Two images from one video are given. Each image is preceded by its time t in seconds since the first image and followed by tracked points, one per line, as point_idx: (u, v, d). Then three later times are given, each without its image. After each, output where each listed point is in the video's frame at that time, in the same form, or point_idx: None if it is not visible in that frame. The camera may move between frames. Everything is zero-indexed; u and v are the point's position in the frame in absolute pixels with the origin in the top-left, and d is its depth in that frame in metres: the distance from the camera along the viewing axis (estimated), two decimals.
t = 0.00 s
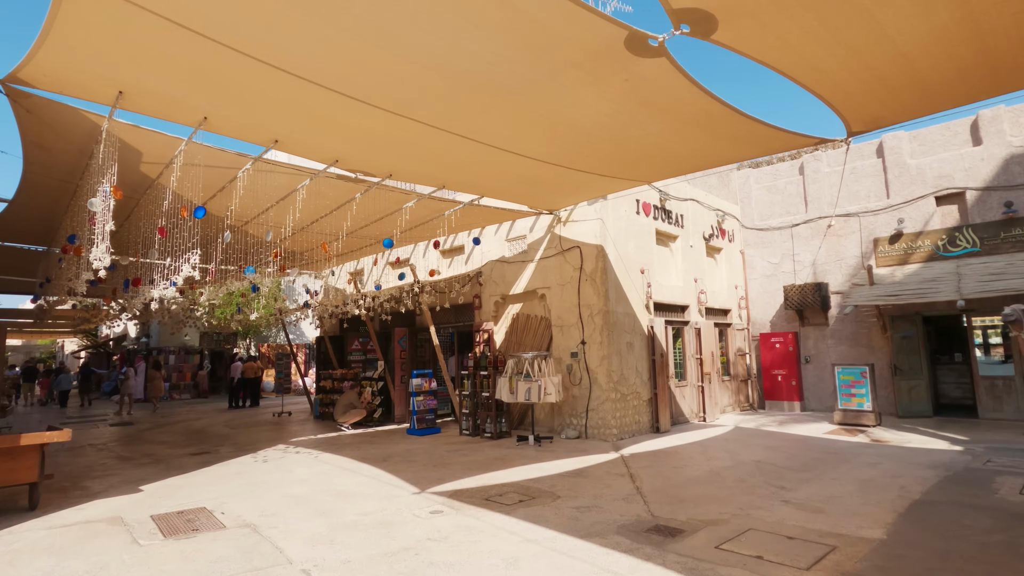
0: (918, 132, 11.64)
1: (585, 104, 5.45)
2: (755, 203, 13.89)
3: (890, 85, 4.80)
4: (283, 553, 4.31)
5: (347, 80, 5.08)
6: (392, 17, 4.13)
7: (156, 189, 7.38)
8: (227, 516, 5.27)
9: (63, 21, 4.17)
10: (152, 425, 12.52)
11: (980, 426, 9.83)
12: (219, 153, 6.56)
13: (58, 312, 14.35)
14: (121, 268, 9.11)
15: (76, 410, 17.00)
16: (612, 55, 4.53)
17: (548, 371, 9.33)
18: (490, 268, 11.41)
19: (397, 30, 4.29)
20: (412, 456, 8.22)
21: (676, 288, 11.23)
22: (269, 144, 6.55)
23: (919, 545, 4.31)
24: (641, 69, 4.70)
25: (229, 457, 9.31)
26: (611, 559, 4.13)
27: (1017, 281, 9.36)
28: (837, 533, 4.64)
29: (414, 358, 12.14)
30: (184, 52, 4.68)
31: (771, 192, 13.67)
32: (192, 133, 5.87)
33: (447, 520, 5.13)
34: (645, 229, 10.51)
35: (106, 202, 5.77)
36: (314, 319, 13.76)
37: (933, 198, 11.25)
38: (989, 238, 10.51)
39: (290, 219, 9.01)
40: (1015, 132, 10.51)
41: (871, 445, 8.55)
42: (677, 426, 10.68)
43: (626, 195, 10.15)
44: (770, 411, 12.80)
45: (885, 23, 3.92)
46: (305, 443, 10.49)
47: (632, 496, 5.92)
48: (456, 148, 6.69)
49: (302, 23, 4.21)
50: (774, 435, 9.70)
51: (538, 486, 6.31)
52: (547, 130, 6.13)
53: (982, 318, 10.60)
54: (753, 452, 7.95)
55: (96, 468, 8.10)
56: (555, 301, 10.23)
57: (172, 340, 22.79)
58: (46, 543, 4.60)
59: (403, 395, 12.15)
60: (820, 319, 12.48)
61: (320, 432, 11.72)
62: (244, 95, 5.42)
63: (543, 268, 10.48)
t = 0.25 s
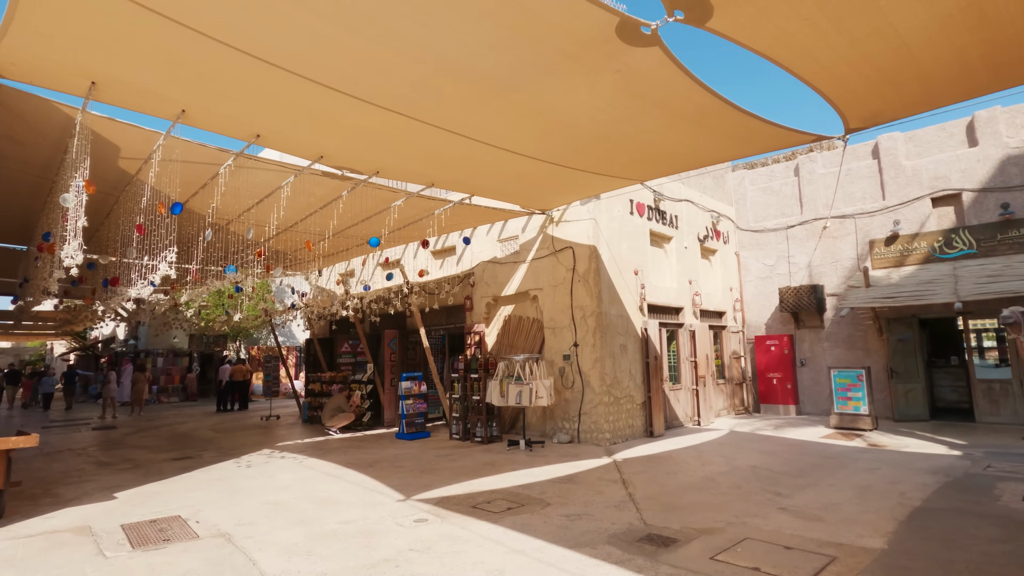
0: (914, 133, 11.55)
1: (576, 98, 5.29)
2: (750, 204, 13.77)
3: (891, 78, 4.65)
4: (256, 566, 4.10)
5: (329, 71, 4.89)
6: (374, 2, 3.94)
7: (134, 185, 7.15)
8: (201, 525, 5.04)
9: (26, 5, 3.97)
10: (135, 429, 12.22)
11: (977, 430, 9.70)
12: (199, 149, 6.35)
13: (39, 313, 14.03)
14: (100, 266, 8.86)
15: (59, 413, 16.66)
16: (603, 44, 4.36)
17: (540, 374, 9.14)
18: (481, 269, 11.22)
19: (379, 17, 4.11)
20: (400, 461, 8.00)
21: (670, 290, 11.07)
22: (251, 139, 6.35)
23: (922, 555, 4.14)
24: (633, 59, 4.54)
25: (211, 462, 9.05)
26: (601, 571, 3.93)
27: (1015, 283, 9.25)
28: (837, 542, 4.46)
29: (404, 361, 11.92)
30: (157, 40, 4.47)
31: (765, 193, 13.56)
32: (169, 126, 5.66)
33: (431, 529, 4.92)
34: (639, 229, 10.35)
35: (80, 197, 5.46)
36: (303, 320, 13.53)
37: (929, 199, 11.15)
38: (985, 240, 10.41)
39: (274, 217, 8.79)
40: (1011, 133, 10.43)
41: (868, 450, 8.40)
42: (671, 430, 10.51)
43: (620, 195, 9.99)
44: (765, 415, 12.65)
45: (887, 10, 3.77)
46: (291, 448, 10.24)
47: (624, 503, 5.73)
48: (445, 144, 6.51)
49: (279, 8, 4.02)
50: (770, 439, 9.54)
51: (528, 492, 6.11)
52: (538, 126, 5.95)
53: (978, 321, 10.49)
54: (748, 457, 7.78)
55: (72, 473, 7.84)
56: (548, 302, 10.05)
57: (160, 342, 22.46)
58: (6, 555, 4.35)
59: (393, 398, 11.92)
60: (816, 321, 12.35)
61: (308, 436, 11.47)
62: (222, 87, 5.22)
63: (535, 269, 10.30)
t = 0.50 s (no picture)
0: (897, 137, 11.57)
1: (557, 93, 5.11)
2: (735, 207, 13.73)
3: (878, 76, 4.54)
4: None
5: (298, 61, 4.66)
6: None
7: (96, 181, 6.83)
8: (159, 540, 4.75)
9: None
10: (103, 435, 11.80)
11: (960, 434, 9.69)
12: (163, 143, 6.07)
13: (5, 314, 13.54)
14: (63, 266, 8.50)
15: (27, 417, 16.11)
16: (584, 36, 4.19)
17: (521, 378, 8.94)
18: (463, 271, 11.00)
19: (348, 3, 3.89)
20: (376, 468, 7.74)
21: (654, 293, 10.95)
22: (219, 133, 6.08)
23: (910, 568, 4.00)
24: (615, 52, 4.37)
25: (180, 469, 8.72)
26: None
27: (997, 287, 9.25)
28: (823, 554, 4.31)
29: (384, 365, 11.67)
30: (112, 25, 4.21)
31: (750, 196, 13.53)
32: (130, 118, 5.38)
33: (403, 542, 4.69)
34: (624, 231, 10.22)
35: (33, 192, 5.17)
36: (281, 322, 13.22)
37: (912, 203, 11.17)
38: (967, 244, 10.43)
39: (247, 216, 8.50)
40: (993, 138, 10.47)
41: (852, 455, 8.31)
42: (655, 435, 10.37)
43: (604, 196, 9.85)
44: (749, 419, 12.58)
45: (875, 3, 3.64)
46: (265, 454, 9.93)
47: (606, 513, 5.55)
48: (422, 140, 6.30)
49: None
50: (754, 444, 9.44)
51: (507, 502, 5.90)
52: (518, 122, 5.77)
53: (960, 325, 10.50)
54: (733, 463, 7.65)
55: (30, 483, 7.47)
56: (530, 305, 9.86)
57: (136, 344, 21.90)
58: None
59: (372, 402, 11.65)
60: (800, 325, 12.32)
61: (284, 441, 11.16)
62: (186, 78, 4.96)
63: (518, 271, 10.11)
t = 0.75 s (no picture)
0: (863, 141, 11.74)
1: (527, 83, 4.90)
2: (706, 209, 13.78)
3: (851, 72, 4.47)
4: None
5: (249, 41, 4.34)
6: None
7: (31, 168, 6.32)
8: (89, 559, 4.35)
9: None
10: (46, 442, 11.10)
11: (922, 435, 9.84)
12: (105, 128, 5.64)
13: None
14: None
15: None
16: (553, 21, 3.99)
17: (489, 380, 8.70)
18: (432, 270, 10.71)
19: None
20: (337, 475, 7.40)
21: (625, 293, 10.85)
22: (166, 119, 5.68)
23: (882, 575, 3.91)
24: (586, 40, 4.19)
25: (127, 477, 8.20)
26: None
27: (958, 289, 9.43)
28: (794, 562, 4.20)
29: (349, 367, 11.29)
30: None
31: (721, 198, 13.59)
32: (64, 99, 4.95)
33: (359, 556, 4.40)
34: (595, 231, 10.09)
35: None
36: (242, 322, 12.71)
37: (877, 207, 11.35)
38: (929, 247, 10.62)
39: (201, 209, 8.05)
40: (954, 144, 10.70)
41: (820, 456, 8.33)
42: (625, 437, 10.25)
43: (576, 195, 9.70)
44: (719, 421, 12.61)
45: None
46: (221, 460, 9.45)
47: (574, 520, 5.35)
48: (387, 132, 6.02)
49: None
50: (724, 446, 9.39)
51: (471, 510, 5.66)
52: (486, 113, 5.54)
53: (922, 327, 10.69)
54: (703, 466, 7.56)
55: None
56: (500, 305, 9.64)
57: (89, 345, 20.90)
58: None
59: (337, 406, 11.25)
60: (768, 327, 12.40)
61: (242, 447, 10.67)
62: (126, 56, 4.58)
63: (488, 270, 9.88)
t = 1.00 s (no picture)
0: (828, 146, 11.94)
1: (496, 71, 4.71)
2: (676, 211, 13.83)
3: (825, 69, 4.42)
4: None
5: (196, 16, 4.02)
6: None
7: None
8: None
9: None
10: None
11: (883, 435, 10.01)
12: (38, 109, 5.19)
13: None
14: None
15: None
16: (524, 3, 3.81)
17: (457, 382, 8.45)
18: (399, 268, 10.41)
19: None
20: (294, 481, 7.04)
21: (596, 294, 10.75)
22: (107, 100, 5.27)
23: None
24: (558, 24, 4.02)
25: (65, 486, 7.65)
26: None
27: (919, 292, 9.64)
28: (766, 567, 4.11)
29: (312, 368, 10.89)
30: None
31: (690, 200, 13.67)
32: None
33: (312, 570, 4.12)
34: (566, 230, 9.97)
35: None
36: (199, 321, 12.14)
37: (841, 211, 11.56)
38: (890, 250, 10.83)
39: (149, 199, 7.57)
40: (914, 150, 10.96)
41: (787, 457, 8.36)
42: (594, 439, 10.12)
43: (546, 193, 9.55)
44: (687, 422, 12.64)
45: None
46: (170, 466, 8.94)
47: (542, 526, 5.17)
48: (349, 121, 5.73)
49: None
50: (692, 448, 9.36)
51: (435, 517, 5.41)
52: (454, 103, 5.32)
53: (884, 329, 10.90)
54: (672, 468, 7.49)
55: None
56: (469, 305, 9.41)
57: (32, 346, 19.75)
58: None
59: (297, 408, 10.83)
60: (736, 328, 12.50)
61: (195, 452, 10.14)
62: (57, 28, 4.19)
63: (456, 268, 9.64)
